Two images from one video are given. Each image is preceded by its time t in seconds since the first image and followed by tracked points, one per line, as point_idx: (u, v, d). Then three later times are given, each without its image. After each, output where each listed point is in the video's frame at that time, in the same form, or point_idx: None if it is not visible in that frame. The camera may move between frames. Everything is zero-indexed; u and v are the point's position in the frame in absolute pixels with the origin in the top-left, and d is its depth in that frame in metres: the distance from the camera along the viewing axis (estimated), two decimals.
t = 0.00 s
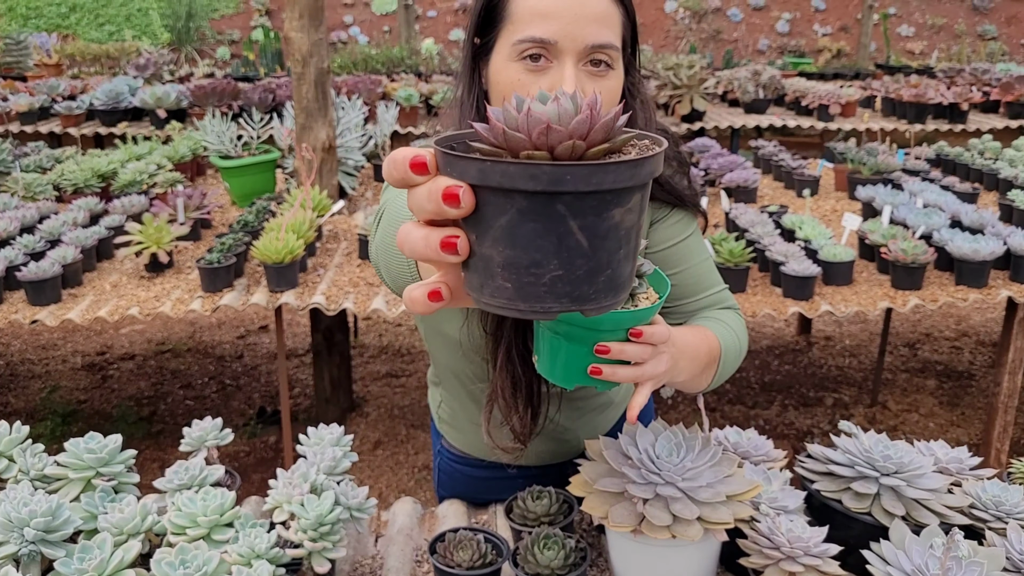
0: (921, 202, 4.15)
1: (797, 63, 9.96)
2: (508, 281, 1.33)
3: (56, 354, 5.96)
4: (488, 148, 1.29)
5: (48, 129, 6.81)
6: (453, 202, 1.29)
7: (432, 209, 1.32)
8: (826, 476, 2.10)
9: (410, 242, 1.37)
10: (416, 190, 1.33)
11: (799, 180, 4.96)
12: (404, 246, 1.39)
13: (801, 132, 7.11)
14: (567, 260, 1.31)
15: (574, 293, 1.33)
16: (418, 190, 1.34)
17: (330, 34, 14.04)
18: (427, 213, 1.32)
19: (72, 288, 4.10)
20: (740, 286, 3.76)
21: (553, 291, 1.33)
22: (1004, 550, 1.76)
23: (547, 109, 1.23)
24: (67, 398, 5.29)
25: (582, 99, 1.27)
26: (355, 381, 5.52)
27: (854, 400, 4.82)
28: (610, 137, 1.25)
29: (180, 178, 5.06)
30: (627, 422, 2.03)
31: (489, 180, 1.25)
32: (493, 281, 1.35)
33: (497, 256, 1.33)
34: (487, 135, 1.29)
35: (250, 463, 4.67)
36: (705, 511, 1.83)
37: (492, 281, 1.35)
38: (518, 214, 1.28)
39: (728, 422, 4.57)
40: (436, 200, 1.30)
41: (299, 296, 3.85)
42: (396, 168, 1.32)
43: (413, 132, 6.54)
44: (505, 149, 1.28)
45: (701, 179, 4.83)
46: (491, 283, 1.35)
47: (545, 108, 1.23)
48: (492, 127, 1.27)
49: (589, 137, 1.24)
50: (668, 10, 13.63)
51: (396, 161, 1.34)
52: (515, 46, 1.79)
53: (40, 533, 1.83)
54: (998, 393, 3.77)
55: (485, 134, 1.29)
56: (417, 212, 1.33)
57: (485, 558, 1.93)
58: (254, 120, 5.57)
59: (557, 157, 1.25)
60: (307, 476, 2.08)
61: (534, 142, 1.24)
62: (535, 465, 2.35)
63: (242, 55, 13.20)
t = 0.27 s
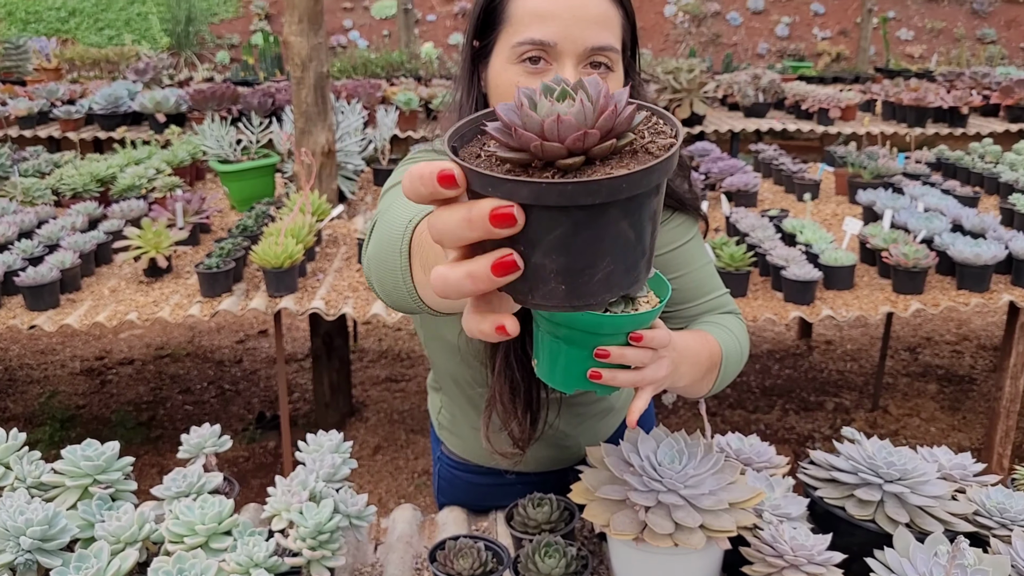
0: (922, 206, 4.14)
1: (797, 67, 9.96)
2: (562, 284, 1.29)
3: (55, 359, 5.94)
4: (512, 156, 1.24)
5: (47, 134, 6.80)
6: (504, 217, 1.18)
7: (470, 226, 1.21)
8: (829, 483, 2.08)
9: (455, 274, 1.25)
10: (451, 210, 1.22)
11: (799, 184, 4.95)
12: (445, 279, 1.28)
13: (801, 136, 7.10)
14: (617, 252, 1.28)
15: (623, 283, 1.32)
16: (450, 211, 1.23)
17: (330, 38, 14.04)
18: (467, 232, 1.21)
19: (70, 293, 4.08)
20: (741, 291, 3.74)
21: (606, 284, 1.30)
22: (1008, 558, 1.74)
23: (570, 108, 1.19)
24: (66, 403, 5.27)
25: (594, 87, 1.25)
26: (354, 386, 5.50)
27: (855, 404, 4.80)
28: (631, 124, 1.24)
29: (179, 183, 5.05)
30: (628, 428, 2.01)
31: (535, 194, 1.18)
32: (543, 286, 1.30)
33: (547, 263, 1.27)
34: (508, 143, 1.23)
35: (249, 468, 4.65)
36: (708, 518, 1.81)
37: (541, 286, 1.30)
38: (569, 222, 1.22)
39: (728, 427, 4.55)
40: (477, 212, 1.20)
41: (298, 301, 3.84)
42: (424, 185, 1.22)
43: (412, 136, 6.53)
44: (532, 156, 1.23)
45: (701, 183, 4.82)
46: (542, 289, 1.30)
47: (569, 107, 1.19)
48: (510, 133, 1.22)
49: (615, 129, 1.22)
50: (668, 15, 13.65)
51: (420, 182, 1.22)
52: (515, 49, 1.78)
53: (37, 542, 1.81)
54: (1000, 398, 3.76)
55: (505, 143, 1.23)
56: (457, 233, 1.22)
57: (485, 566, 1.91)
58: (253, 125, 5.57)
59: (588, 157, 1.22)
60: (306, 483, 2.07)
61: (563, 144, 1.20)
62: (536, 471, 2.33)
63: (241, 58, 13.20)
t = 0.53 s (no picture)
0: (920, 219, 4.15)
1: (795, 79, 10.01)
2: (591, 280, 1.25)
3: (52, 372, 5.92)
4: (521, 160, 1.20)
5: (46, 145, 6.81)
6: (504, 232, 1.07)
7: (467, 251, 1.10)
8: (830, 500, 2.08)
9: (500, 293, 1.14)
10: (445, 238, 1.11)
11: (798, 197, 4.96)
12: (489, 300, 1.16)
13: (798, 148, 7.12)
14: (637, 238, 1.27)
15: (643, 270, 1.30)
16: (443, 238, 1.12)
17: (329, 49, 14.08)
18: (464, 258, 1.10)
19: (67, 306, 4.07)
20: (740, 304, 3.74)
21: (630, 273, 1.28)
22: None
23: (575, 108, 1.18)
24: (62, 416, 5.24)
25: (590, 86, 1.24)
26: (352, 399, 5.48)
27: (854, 417, 4.79)
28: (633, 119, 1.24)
29: (177, 195, 5.04)
30: (627, 446, 2.00)
31: (562, 188, 1.17)
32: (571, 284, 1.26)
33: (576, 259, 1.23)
34: (518, 149, 1.19)
35: (246, 482, 4.62)
36: (708, 537, 1.81)
37: (569, 285, 1.26)
38: (593, 214, 1.20)
39: (727, 440, 4.54)
40: (472, 235, 1.08)
41: (296, 314, 3.83)
42: (440, 196, 1.12)
43: (411, 148, 6.54)
44: (542, 159, 1.20)
45: (700, 196, 4.82)
46: (571, 287, 1.25)
47: (577, 108, 1.17)
48: (516, 137, 1.19)
49: (623, 126, 1.21)
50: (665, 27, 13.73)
51: (435, 197, 1.12)
52: (512, 65, 1.78)
53: (31, 562, 1.80)
54: (999, 411, 3.75)
55: (515, 149, 1.19)
56: (456, 260, 1.11)
57: None
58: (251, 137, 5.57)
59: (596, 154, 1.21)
60: (303, 502, 2.05)
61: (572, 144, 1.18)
62: (535, 488, 2.30)
63: (240, 70, 13.22)
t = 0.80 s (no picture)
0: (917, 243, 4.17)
1: (790, 101, 10.09)
2: (606, 315, 1.26)
3: (48, 398, 5.89)
4: (526, 209, 1.19)
5: (44, 170, 6.82)
6: (538, 281, 1.06)
7: (500, 301, 1.08)
8: (831, 530, 2.07)
9: (510, 336, 1.12)
10: (474, 289, 1.08)
11: (794, 221, 4.98)
12: (499, 349, 1.14)
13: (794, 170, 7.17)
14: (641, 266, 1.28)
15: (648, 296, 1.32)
16: (474, 290, 1.09)
17: (327, 72, 14.18)
18: (499, 308, 1.08)
19: (64, 333, 4.06)
20: (738, 329, 3.75)
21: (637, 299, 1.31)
22: None
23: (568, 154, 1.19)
24: (58, 442, 5.21)
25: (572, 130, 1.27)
26: (350, 424, 5.46)
27: (854, 440, 4.78)
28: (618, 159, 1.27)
29: (175, 221, 5.05)
30: (627, 477, 1.98)
31: (593, 238, 1.14)
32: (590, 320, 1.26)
33: (594, 301, 1.22)
34: (519, 199, 1.19)
35: (243, 509, 4.58)
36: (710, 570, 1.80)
37: (584, 323, 1.26)
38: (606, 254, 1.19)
39: (727, 465, 4.52)
40: (507, 284, 1.07)
41: (294, 341, 3.82)
42: (440, 265, 1.09)
43: (408, 171, 6.56)
44: (545, 207, 1.20)
45: (697, 220, 4.84)
46: (587, 324, 1.25)
47: (570, 154, 1.18)
48: (513, 187, 1.19)
49: (612, 166, 1.23)
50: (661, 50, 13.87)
51: (434, 266, 1.09)
52: (509, 96, 1.78)
53: None
54: (1000, 435, 3.75)
55: (515, 199, 1.19)
56: (489, 311, 1.08)
57: None
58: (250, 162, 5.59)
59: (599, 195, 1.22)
60: (302, 535, 2.04)
61: (573, 189, 1.19)
62: (534, 518, 2.27)
63: (238, 93, 13.29)
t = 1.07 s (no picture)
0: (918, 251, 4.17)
1: (790, 108, 10.10)
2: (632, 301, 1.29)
3: (47, 406, 5.87)
4: (554, 214, 1.18)
5: (44, 177, 6.81)
6: (588, 278, 1.06)
7: (551, 305, 1.08)
8: (834, 543, 2.07)
9: (559, 335, 1.13)
10: (524, 297, 1.07)
11: (795, 229, 4.98)
12: (544, 353, 1.14)
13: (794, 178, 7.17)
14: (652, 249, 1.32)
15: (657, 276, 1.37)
16: (522, 297, 1.08)
17: (327, 79, 14.18)
18: (552, 311, 1.08)
19: (64, 342, 4.05)
20: (739, 337, 3.75)
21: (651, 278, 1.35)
22: None
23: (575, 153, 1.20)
24: (57, 451, 5.19)
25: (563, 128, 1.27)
26: (350, 432, 5.45)
27: (855, 449, 4.77)
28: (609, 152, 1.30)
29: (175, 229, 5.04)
30: (630, 490, 1.98)
31: (636, 229, 1.16)
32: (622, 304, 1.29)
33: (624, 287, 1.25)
34: (544, 205, 1.18)
35: (242, 518, 4.56)
36: None
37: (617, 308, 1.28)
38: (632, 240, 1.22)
39: (727, 473, 4.51)
40: (558, 286, 1.06)
41: (294, 350, 3.81)
42: (483, 287, 1.06)
43: (408, 179, 6.56)
44: (568, 208, 1.20)
45: (697, 228, 4.84)
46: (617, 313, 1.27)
47: (579, 153, 1.19)
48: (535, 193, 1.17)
49: (613, 159, 1.26)
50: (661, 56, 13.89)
51: (476, 290, 1.06)
52: (508, 107, 1.78)
53: None
54: (1001, 444, 3.75)
55: (540, 204, 1.18)
56: (542, 317, 1.08)
57: None
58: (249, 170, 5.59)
59: (617, 186, 1.24)
60: (302, 548, 2.04)
61: (592, 186, 1.20)
62: (535, 531, 2.25)
63: (238, 99, 13.31)
